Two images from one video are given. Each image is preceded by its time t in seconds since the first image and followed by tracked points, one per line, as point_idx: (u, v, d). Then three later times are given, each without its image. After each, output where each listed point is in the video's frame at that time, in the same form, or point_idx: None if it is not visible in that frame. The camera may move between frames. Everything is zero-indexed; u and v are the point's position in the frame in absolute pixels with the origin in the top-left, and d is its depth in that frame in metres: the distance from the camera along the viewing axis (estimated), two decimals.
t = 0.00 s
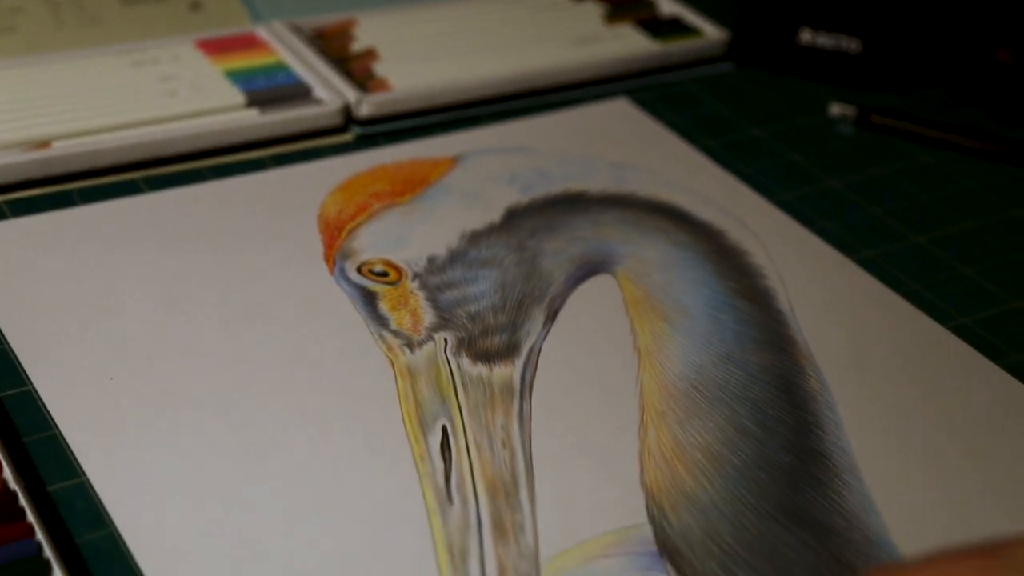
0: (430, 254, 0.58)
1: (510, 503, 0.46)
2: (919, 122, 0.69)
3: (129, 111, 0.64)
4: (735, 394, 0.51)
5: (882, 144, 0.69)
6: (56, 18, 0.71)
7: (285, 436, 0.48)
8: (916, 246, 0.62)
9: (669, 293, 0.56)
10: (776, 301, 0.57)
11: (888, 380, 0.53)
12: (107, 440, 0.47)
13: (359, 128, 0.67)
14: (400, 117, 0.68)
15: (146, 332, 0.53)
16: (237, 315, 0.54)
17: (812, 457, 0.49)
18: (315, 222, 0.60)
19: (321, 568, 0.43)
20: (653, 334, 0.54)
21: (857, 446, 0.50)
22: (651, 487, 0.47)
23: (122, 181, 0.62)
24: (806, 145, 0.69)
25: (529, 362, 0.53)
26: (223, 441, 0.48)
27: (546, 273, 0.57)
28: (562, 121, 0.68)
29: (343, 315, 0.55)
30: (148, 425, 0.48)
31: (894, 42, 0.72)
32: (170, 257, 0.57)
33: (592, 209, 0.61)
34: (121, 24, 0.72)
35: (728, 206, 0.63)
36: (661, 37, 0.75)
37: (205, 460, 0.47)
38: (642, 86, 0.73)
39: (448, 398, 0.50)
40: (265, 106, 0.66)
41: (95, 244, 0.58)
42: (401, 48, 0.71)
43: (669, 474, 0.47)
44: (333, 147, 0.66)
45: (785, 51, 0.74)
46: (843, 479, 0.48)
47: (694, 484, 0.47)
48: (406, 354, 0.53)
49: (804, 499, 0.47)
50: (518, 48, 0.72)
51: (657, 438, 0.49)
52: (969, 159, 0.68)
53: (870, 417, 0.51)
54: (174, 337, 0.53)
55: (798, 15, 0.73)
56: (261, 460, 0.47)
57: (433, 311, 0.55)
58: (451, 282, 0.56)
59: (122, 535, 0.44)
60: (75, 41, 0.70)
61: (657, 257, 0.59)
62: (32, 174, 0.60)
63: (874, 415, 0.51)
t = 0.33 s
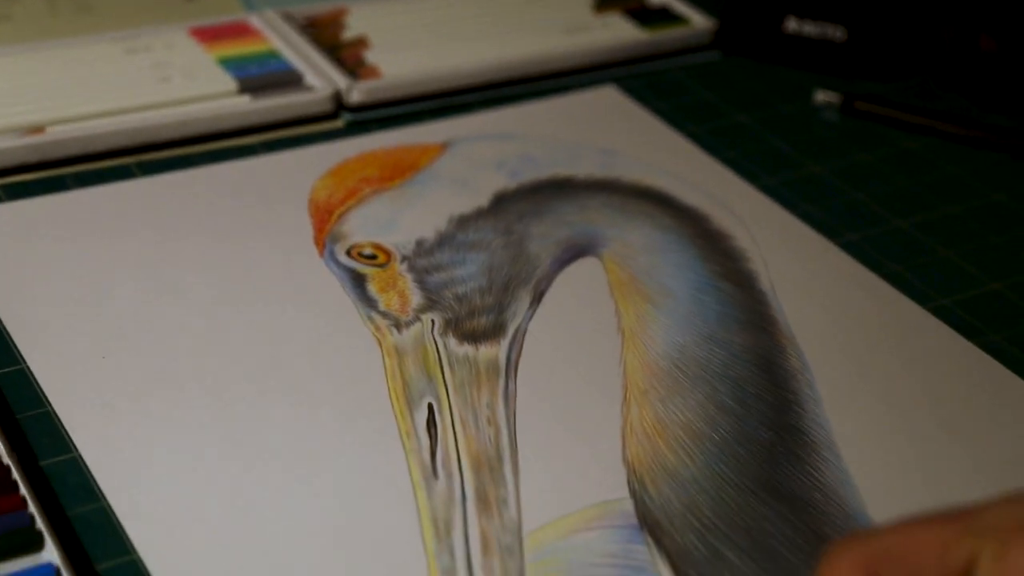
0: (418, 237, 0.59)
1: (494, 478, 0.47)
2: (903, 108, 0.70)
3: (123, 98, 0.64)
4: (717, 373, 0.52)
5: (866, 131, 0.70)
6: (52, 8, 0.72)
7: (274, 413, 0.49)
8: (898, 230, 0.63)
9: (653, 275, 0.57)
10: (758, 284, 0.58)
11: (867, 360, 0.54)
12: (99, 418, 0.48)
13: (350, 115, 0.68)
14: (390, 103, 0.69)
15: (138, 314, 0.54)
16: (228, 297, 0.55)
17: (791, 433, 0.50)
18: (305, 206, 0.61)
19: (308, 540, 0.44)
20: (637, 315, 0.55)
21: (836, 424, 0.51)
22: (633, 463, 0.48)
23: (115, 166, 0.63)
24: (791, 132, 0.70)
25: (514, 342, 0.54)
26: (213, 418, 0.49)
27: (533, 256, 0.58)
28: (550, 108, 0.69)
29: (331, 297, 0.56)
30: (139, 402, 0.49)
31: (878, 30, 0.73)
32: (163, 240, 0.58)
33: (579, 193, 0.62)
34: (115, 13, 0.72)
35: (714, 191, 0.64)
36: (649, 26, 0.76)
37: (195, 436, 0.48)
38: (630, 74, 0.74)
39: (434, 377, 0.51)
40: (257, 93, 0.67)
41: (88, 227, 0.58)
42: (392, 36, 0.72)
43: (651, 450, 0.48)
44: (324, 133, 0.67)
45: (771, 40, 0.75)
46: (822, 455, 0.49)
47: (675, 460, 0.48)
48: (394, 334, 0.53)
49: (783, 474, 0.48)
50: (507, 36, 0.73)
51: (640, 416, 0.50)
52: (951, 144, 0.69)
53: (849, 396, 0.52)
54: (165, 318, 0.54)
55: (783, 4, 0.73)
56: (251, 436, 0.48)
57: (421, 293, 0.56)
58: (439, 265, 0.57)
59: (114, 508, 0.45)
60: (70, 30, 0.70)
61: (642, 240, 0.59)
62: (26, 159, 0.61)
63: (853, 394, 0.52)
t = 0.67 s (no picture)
0: (404, 228, 0.60)
1: (475, 461, 0.48)
2: (887, 104, 0.71)
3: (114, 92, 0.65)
4: (696, 360, 0.53)
5: (848, 126, 0.71)
6: (45, 5, 0.73)
7: (259, 398, 0.50)
8: (878, 222, 0.64)
9: (635, 266, 0.58)
10: (739, 274, 0.58)
11: (845, 348, 0.55)
12: (87, 403, 0.49)
13: (339, 109, 0.69)
14: (378, 98, 0.70)
15: (127, 302, 0.55)
16: (216, 286, 0.56)
17: (768, 419, 0.51)
18: (294, 198, 0.62)
19: (291, 519, 0.45)
20: (619, 304, 0.56)
21: (813, 410, 0.51)
22: (612, 447, 0.49)
23: (106, 157, 0.64)
24: (775, 127, 0.71)
25: (497, 331, 0.54)
26: (199, 403, 0.50)
27: (517, 246, 0.59)
28: (536, 102, 0.70)
29: (318, 286, 0.57)
30: (127, 387, 0.50)
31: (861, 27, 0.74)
32: (152, 231, 0.59)
33: (564, 186, 0.63)
34: (108, 10, 0.73)
35: (697, 183, 0.65)
36: (635, 22, 0.77)
37: (182, 420, 0.49)
38: (616, 70, 0.75)
39: (418, 364, 0.52)
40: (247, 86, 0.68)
41: (77, 218, 0.59)
42: (381, 32, 0.73)
43: (630, 434, 0.49)
44: (313, 126, 0.68)
45: (755, 37, 0.76)
46: (798, 440, 0.50)
47: (653, 444, 0.49)
48: (379, 322, 0.54)
49: (759, 459, 0.49)
50: (495, 32, 0.74)
51: (619, 401, 0.51)
52: (934, 139, 0.70)
53: (826, 384, 0.53)
54: (154, 307, 0.54)
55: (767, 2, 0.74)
56: (237, 420, 0.49)
57: (406, 282, 0.56)
58: (424, 255, 0.58)
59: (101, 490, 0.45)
60: (63, 25, 0.71)
61: (625, 232, 0.60)
62: (18, 149, 0.62)
63: (830, 382, 0.53)
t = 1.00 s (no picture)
0: (393, 214, 0.60)
1: (461, 438, 0.48)
2: (871, 91, 0.72)
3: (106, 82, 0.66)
4: (680, 340, 0.54)
5: (834, 114, 0.72)
6: None
7: (248, 378, 0.51)
8: (862, 208, 0.65)
9: (621, 249, 0.59)
10: (723, 257, 0.59)
11: (828, 329, 0.56)
12: (78, 382, 0.50)
13: (329, 97, 0.70)
14: (369, 86, 0.70)
15: (118, 286, 0.55)
16: (207, 271, 0.57)
17: (750, 397, 0.51)
18: (284, 184, 0.63)
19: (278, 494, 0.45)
20: (605, 287, 0.57)
21: (795, 389, 0.52)
22: (596, 424, 0.49)
23: (98, 144, 0.65)
24: (761, 115, 0.72)
25: (484, 312, 0.55)
26: (189, 384, 0.50)
27: (505, 230, 0.60)
28: (524, 90, 0.71)
29: (307, 269, 0.57)
30: (117, 368, 0.51)
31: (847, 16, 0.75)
32: (144, 217, 0.60)
33: (552, 173, 0.64)
34: None
35: (683, 169, 0.65)
36: (623, 12, 0.77)
37: (172, 399, 0.49)
38: (605, 59, 0.75)
39: (406, 344, 0.53)
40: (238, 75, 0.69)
41: (70, 204, 0.60)
42: (371, 22, 0.74)
43: (614, 412, 0.50)
44: (303, 114, 0.68)
45: (742, 26, 0.77)
46: (779, 418, 0.51)
47: (637, 421, 0.50)
48: (367, 304, 0.55)
49: (741, 436, 0.50)
50: (484, 22, 0.75)
51: (604, 380, 0.52)
52: (918, 126, 0.71)
53: (808, 364, 0.54)
54: (145, 292, 0.55)
55: None
56: (226, 398, 0.50)
57: (394, 265, 0.57)
58: (413, 239, 0.59)
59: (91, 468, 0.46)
60: (57, 14, 0.72)
61: (612, 216, 0.61)
62: (11, 137, 0.63)
63: (812, 362, 0.54)
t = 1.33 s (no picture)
0: (383, 197, 0.61)
1: (448, 412, 0.49)
2: (858, 78, 0.73)
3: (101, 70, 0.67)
4: (664, 319, 0.55)
5: (822, 101, 0.73)
6: None
7: (238, 355, 0.51)
8: (848, 191, 0.66)
9: (608, 230, 0.60)
10: (709, 239, 0.60)
11: (812, 308, 0.56)
12: (72, 358, 0.50)
13: (322, 83, 0.70)
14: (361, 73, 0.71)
15: (112, 267, 0.56)
16: (199, 253, 0.58)
17: (733, 374, 0.52)
18: (276, 168, 0.63)
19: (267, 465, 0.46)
20: (592, 267, 0.58)
21: (778, 366, 0.53)
22: (581, 399, 0.50)
23: (93, 128, 0.66)
24: (750, 102, 0.73)
25: (472, 292, 0.56)
26: (181, 361, 0.51)
27: (494, 213, 0.61)
28: (515, 77, 0.72)
29: (298, 250, 0.58)
30: (110, 345, 0.51)
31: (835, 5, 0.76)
32: (138, 201, 0.61)
33: (541, 158, 0.64)
34: None
35: (671, 154, 0.66)
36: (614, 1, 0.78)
37: (164, 375, 0.50)
38: (595, 47, 0.76)
39: (395, 322, 0.54)
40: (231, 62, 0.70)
41: (65, 187, 0.61)
42: (364, 11, 0.75)
43: (599, 388, 0.51)
44: (296, 100, 0.69)
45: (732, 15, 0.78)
46: (761, 394, 0.51)
47: (621, 397, 0.50)
48: (357, 284, 0.56)
49: (724, 412, 0.50)
50: (476, 12, 0.76)
51: (589, 357, 0.52)
52: (904, 113, 0.72)
53: (792, 342, 0.54)
54: (139, 273, 0.56)
55: None
56: (217, 374, 0.50)
57: (384, 246, 0.58)
58: (403, 222, 0.60)
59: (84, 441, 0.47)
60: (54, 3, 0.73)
61: (600, 200, 0.62)
62: (7, 121, 0.64)
63: (796, 341, 0.54)
